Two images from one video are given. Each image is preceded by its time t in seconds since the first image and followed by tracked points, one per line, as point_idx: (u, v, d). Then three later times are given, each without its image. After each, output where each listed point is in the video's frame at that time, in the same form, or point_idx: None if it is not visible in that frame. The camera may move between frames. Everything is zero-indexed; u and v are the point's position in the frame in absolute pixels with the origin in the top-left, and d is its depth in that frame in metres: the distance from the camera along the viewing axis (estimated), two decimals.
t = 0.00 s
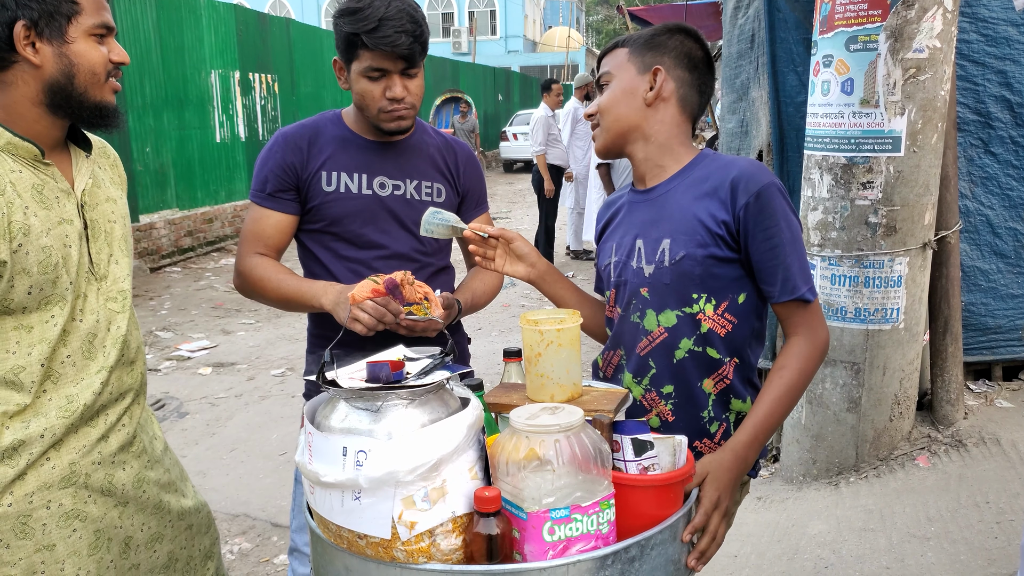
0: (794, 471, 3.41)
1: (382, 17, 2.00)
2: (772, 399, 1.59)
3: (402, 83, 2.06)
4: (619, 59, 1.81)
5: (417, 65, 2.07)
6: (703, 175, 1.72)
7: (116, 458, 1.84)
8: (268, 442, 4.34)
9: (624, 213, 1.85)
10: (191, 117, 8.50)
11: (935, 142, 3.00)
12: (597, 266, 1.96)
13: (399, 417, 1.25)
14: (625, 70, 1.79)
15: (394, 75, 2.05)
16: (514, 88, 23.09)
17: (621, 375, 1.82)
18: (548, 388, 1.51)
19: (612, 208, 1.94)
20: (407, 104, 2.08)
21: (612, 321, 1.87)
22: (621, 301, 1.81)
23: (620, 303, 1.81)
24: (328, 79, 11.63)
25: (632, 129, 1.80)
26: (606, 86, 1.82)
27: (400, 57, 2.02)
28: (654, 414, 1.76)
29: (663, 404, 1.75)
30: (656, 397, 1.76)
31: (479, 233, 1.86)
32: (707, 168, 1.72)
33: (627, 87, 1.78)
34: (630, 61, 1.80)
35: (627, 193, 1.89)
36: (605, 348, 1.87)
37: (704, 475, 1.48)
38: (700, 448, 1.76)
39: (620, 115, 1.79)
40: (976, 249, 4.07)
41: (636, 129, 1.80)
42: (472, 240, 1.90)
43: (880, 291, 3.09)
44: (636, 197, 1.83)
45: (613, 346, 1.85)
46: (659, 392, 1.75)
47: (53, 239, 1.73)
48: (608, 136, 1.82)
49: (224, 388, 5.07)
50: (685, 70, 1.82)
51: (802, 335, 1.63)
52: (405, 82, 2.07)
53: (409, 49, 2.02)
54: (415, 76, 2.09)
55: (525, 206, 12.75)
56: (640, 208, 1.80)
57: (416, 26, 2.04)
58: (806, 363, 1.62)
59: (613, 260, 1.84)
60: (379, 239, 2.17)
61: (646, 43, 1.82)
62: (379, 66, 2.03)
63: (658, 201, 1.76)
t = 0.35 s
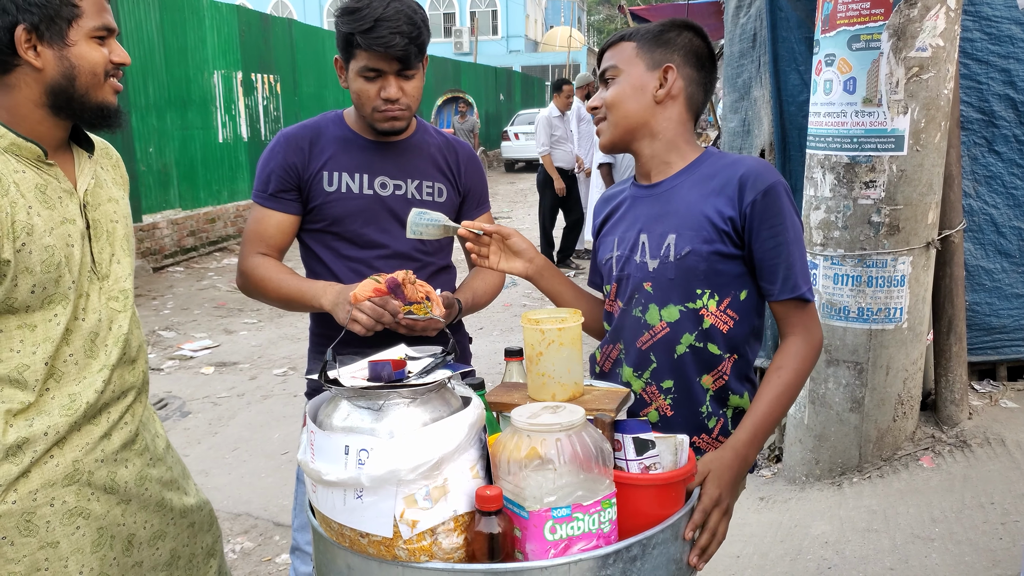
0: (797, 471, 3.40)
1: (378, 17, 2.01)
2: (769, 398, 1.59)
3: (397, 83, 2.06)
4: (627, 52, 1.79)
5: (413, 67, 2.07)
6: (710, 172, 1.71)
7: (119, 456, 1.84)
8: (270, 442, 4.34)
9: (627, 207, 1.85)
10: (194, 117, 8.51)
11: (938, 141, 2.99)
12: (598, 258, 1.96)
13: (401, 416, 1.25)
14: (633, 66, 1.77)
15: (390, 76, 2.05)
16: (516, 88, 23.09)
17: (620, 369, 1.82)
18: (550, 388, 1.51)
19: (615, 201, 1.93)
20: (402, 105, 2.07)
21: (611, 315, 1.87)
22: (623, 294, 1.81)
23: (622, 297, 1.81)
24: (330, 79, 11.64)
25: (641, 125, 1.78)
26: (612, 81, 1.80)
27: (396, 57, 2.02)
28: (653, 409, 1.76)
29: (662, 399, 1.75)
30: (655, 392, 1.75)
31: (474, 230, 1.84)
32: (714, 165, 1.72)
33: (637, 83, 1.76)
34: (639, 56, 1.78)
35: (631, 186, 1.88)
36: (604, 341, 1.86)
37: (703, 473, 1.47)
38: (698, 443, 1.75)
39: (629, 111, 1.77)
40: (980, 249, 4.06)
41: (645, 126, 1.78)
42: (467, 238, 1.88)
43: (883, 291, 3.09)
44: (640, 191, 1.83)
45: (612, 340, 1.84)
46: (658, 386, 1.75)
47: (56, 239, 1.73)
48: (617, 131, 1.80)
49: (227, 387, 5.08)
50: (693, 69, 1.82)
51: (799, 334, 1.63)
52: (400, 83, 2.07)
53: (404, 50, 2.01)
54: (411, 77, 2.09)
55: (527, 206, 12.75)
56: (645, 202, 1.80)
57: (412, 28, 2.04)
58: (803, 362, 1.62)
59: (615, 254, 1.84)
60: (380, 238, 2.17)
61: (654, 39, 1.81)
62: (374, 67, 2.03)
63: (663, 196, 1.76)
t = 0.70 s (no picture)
0: (803, 471, 3.39)
1: (393, 18, 2.01)
2: (768, 396, 1.58)
3: (415, 82, 2.07)
4: (630, 48, 1.78)
5: (427, 64, 2.09)
6: (711, 166, 1.70)
7: (122, 455, 1.85)
8: (274, 442, 4.34)
9: (629, 201, 1.84)
10: (199, 118, 8.53)
11: (944, 140, 2.98)
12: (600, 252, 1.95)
13: (401, 418, 1.25)
14: (637, 61, 1.76)
15: (407, 76, 2.06)
16: (521, 88, 23.09)
17: (621, 364, 1.82)
18: (551, 389, 1.50)
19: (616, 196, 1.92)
20: (420, 103, 2.09)
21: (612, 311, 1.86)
22: (623, 289, 1.80)
23: (622, 291, 1.80)
24: (334, 80, 11.65)
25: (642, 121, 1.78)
26: (616, 75, 1.79)
27: (414, 56, 2.04)
28: (651, 404, 1.76)
29: (661, 394, 1.75)
30: (655, 387, 1.75)
31: (474, 234, 1.84)
32: (716, 160, 1.71)
33: (642, 80, 1.76)
34: (643, 51, 1.77)
35: (633, 181, 1.88)
36: (605, 336, 1.86)
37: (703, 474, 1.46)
38: (695, 440, 1.73)
39: (633, 107, 1.76)
40: (986, 248, 4.04)
41: (647, 122, 1.78)
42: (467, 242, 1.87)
43: (889, 290, 3.07)
44: (641, 185, 1.82)
45: (613, 335, 1.84)
46: (658, 380, 1.74)
47: (59, 239, 1.74)
48: (622, 126, 1.79)
49: (231, 388, 5.09)
50: (696, 65, 1.81)
51: (797, 331, 1.63)
52: (417, 82, 2.08)
53: (421, 48, 2.04)
54: (425, 75, 2.10)
55: (530, 206, 12.75)
56: (646, 196, 1.79)
57: (425, 25, 2.06)
58: (802, 358, 1.61)
59: (616, 248, 1.83)
60: (383, 239, 2.17)
61: (658, 34, 1.79)
62: (392, 68, 2.03)
63: (664, 190, 1.75)
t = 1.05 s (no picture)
0: (818, 474, 3.36)
1: (402, 21, 2.01)
2: (783, 401, 1.57)
3: (424, 84, 2.06)
4: (659, 40, 1.72)
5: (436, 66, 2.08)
6: (738, 169, 1.68)
7: (135, 458, 1.86)
8: (288, 443, 4.36)
9: (648, 198, 1.80)
10: (213, 122, 8.59)
11: (960, 139, 2.94)
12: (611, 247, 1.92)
13: (413, 422, 1.24)
14: (668, 56, 1.71)
15: (417, 78, 2.05)
16: (532, 89, 23.09)
17: (636, 365, 1.79)
18: (564, 392, 1.49)
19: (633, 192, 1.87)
20: (429, 106, 2.08)
21: (627, 309, 1.83)
22: (640, 288, 1.77)
23: (640, 290, 1.77)
24: (347, 83, 11.70)
25: (667, 117, 1.72)
26: (640, 70, 1.73)
27: (423, 58, 2.03)
28: (667, 407, 1.74)
29: (677, 396, 1.73)
30: (671, 389, 1.73)
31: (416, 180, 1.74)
32: (742, 163, 1.69)
33: (671, 76, 1.70)
34: (672, 45, 1.71)
35: (652, 178, 1.84)
36: (621, 337, 1.84)
37: (718, 478, 1.45)
38: (710, 441, 1.71)
39: (660, 103, 1.71)
40: (1005, 248, 4.00)
41: (673, 119, 1.73)
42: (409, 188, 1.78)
43: (905, 291, 3.05)
44: (662, 184, 1.78)
45: (629, 335, 1.82)
46: (674, 382, 1.72)
47: (73, 242, 1.75)
48: (646, 122, 1.73)
49: (245, 390, 5.11)
50: (721, 65, 1.78)
51: (813, 338, 1.62)
52: (427, 83, 2.07)
53: (431, 50, 2.03)
54: (436, 77, 2.09)
55: (542, 207, 12.74)
56: (667, 195, 1.76)
57: (434, 27, 2.06)
58: (817, 364, 1.61)
59: (633, 246, 1.78)
60: (395, 242, 2.17)
61: (689, 29, 1.74)
62: (401, 70, 2.03)
63: (688, 191, 1.72)
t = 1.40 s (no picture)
0: (836, 477, 3.33)
1: (414, 22, 2.02)
2: (800, 408, 1.56)
3: (436, 85, 2.07)
4: (688, 40, 1.70)
5: (449, 68, 2.09)
6: (758, 175, 1.65)
7: (153, 458, 1.87)
8: (304, 445, 4.38)
9: (666, 199, 1.77)
10: (230, 125, 8.66)
11: (981, 140, 2.92)
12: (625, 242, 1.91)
13: (431, 423, 1.25)
14: (697, 56, 1.69)
15: (429, 79, 2.06)
16: (547, 92, 23.09)
17: (651, 366, 1.79)
18: (580, 394, 1.49)
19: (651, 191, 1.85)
20: (442, 107, 2.08)
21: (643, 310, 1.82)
22: (656, 290, 1.76)
23: (655, 293, 1.76)
24: (362, 85, 11.75)
25: (692, 118, 1.70)
26: (668, 70, 1.71)
27: (435, 59, 2.04)
28: (681, 409, 1.74)
29: (691, 399, 1.73)
30: (685, 392, 1.73)
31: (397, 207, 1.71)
32: (764, 170, 1.66)
33: (698, 77, 1.68)
34: (702, 46, 1.69)
35: (670, 178, 1.81)
36: (637, 338, 1.83)
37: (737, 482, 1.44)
38: (725, 443, 1.71)
39: (685, 104, 1.69)
40: None
41: (698, 121, 1.71)
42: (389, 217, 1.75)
43: (924, 293, 3.02)
44: (679, 185, 1.76)
45: (645, 336, 1.81)
46: (689, 386, 1.72)
47: (93, 243, 1.77)
48: (669, 122, 1.71)
49: (262, 391, 5.14)
50: (752, 67, 1.75)
51: (831, 347, 1.61)
52: (440, 85, 2.08)
53: (442, 51, 2.04)
54: (450, 79, 2.10)
55: (557, 209, 12.73)
56: (685, 198, 1.73)
57: (446, 28, 2.06)
58: (835, 374, 1.60)
59: (650, 248, 1.77)
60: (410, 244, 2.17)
61: (721, 30, 1.71)
62: (413, 72, 2.04)
63: (706, 196, 1.70)
